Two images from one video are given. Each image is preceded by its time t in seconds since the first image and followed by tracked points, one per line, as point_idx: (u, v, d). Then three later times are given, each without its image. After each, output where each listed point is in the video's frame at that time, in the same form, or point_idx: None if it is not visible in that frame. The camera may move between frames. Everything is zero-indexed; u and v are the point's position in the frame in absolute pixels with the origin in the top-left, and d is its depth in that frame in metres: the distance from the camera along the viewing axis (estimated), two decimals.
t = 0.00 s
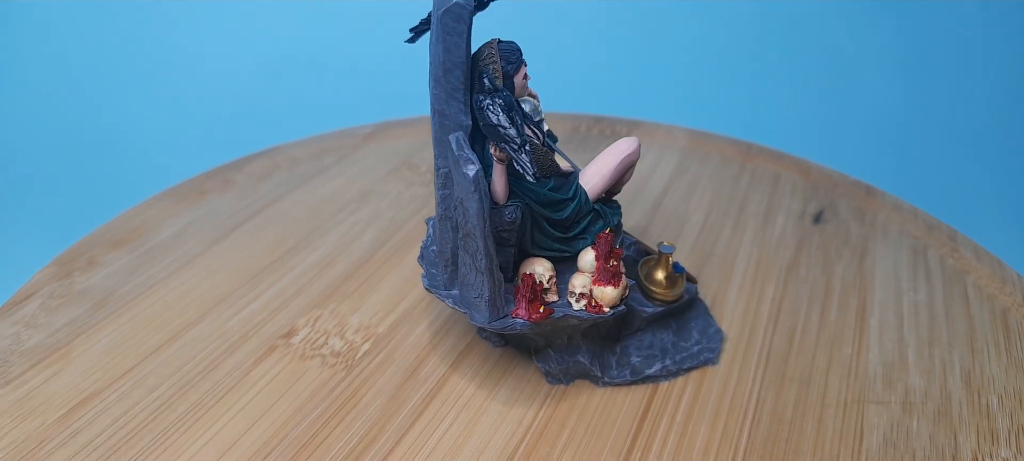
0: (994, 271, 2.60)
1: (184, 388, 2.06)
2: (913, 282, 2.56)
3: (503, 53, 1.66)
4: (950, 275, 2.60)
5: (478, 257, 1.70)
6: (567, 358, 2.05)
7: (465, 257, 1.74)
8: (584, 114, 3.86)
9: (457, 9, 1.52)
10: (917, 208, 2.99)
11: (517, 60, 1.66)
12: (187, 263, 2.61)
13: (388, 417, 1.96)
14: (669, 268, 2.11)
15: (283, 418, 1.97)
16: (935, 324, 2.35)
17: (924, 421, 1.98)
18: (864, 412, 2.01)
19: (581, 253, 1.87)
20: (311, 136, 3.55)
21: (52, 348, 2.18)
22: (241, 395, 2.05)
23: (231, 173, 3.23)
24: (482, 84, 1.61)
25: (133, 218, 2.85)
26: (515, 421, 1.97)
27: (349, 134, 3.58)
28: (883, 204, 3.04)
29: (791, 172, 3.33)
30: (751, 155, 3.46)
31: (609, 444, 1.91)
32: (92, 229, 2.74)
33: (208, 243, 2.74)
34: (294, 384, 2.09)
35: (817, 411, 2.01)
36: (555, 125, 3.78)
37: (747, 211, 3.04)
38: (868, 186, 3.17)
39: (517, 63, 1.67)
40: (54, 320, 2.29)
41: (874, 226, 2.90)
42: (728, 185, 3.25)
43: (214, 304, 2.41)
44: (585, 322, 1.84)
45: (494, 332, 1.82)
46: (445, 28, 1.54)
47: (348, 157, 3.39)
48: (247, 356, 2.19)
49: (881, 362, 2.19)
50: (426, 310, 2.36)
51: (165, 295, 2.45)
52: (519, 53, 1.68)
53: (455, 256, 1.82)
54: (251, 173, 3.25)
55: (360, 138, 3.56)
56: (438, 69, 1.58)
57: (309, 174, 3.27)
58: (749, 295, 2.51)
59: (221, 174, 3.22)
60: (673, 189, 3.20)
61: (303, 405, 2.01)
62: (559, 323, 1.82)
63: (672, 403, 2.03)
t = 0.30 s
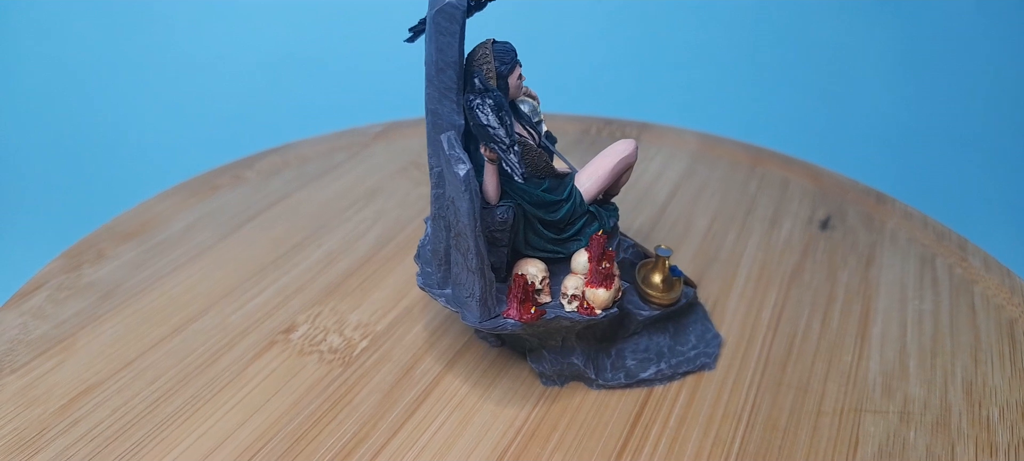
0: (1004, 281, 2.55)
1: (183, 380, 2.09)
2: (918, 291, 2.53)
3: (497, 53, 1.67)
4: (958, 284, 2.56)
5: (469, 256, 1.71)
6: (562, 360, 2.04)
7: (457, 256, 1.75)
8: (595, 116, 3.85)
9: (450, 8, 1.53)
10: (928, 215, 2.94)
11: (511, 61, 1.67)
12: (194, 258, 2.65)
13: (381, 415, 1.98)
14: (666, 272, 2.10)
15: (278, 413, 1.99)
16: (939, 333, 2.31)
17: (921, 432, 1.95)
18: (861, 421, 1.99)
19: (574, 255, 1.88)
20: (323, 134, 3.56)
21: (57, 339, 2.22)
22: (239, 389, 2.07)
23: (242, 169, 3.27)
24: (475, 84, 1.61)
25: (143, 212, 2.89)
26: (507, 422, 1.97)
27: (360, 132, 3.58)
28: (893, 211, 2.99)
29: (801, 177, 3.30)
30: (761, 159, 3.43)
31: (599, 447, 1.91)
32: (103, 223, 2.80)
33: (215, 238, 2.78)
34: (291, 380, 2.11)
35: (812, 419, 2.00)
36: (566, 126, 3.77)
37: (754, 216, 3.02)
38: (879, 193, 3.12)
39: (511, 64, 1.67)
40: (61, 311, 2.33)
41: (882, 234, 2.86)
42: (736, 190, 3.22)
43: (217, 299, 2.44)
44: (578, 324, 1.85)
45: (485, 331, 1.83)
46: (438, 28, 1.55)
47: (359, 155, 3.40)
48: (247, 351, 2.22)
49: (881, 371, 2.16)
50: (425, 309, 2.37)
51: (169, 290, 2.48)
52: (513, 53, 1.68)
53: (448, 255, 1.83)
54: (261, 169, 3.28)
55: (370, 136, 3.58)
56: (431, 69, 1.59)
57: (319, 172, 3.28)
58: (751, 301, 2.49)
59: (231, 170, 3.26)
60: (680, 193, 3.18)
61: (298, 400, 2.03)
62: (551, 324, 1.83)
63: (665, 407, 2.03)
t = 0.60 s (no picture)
0: (1013, 290, 2.50)
1: (183, 374, 2.12)
2: (924, 299, 2.49)
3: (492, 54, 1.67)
4: (966, 292, 2.52)
5: (461, 256, 1.71)
6: (557, 361, 2.04)
7: (450, 256, 1.76)
8: (605, 117, 3.83)
9: (443, 10, 1.53)
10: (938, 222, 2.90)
11: (505, 62, 1.67)
12: (199, 254, 2.68)
13: (375, 412, 1.99)
14: (664, 275, 2.09)
15: (274, 408, 2.01)
16: (943, 342, 2.28)
17: (919, 442, 1.93)
18: (858, 429, 1.97)
19: (569, 256, 1.88)
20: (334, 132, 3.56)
21: (62, 330, 2.26)
22: (236, 383, 2.10)
23: (251, 166, 3.30)
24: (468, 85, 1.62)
25: (152, 208, 2.93)
26: (500, 421, 1.97)
27: (371, 131, 3.59)
28: (902, 217, 2.95)
29: (810, 182, 3.26)
30: (771, 163, 3.39)
31: (592, 449, 1.91)
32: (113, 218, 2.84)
33: (221, 234, 2.81)
34: (289, 375, 2.13)
35: (808, 426, 1.98)
36: (575, 128, 3.76)
37: (760, 220, 2.99)
38: (889, 199, 3.08)
39: (506, 65, 1.68)
40: (68, 304, 2.37)
41: (890, 240, 2.82)
42: (744, 194, 3.19)
43: (220, 295, 2.47)
44: (571, 326, 1.85)
45: (477, 331, 1.84)
46: (431, 29, 1.55)
47: (368, 154, 3.40)
48: (246, 346, 2.24)
49: (882, 379, 2.14)
50: (425, 309, 2.38)
51: (174, 284, 2.51)
52: (508, 54, 1.68)
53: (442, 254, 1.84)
54: (270, 166, 3.31)
55: (379, 135, 3.60)
56: (425, 70, 1.60)
57: (328, 170, 3.29)
58: (752, 306, 2.46)
59: (240, 167, 3.29)
60: (686, 197, 3.16)
61: (294, 396, 2.05)
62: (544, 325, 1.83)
63: (660, 411, 2.02)
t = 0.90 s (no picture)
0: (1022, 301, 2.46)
1: (184, 370, 2.15)
2: (930, 307, 2.46)
3: (487, 58, 1.68)
4: (973, 302, 2.48)
5: (454, 259, 1.73)
6: (552, 364, 2.05)
7: (443, 258, 1.77)
8: (615, 121, 3.83)
9: (436, 14, 1.55)
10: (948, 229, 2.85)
11: (500, 66, 1.68)
12: (207, 252, 2.72)
13: (371, 411, 2.01)
14: (661, 280, 2.09)
15: (272, 406, 2.04)
16: (947, 352, 2.25)
17: (916, 454, 1.91)
18: (855, 439, 1.95)
19: (564, 260, 1.88)
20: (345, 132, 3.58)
21: (69, 325, 2.30)
22: (237, 380, 2.13)
23: (262, 166, 3.33)
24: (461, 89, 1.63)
25: (162, 205, 2.98)
26: (494, 423, 1.98)
27: (381, 131, 3.61)
28: (911, 224, 2.91)
29: (819, 188, 3.23)
30: (780, 168, 3.36)
31: (584, 453, 1.91)
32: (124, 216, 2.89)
33: (229, 233, 2.85)
34: (288, 374, 2.16)
35: (804, 435, 1.97)
36: (585, 131, 3.76)
37: (767, 226, 2.97)
38: (899, 206, 3.04)
39: (501, 69, 1.69)
40: (77, 299, 2.42)
41: (898, 248, 2.79)
42: (751, 199, 3.17)
43: (225, 293, 2.51)
44: (565, 329, 1.85)
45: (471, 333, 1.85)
46: (425, 33, 1.57)
47: (377, 154, 3.42)
48: (248, 344, 2.27)
49: (882, 388, 2.12)
50: (425, 310, 2.39)
51: (181, 282, 2.56)
52: (503, 59, 1.69)
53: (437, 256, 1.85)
54: (280, 166, 3.34)
55: (389, 136, 3.62)
56: (419, 73, 1.62)
57: (337, 169, 3.32)
58: (754, 312, 2.45)
59: (251, 166, 3.33)
60: (693, 202, 3.15)
61: (292, 394, 2.08)
62: (538, 328, 1.84)
63: (655, 416, 2.02)
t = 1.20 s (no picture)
0: None
1: (184, 358, 2.19)
2: (937, 317, 2.41)
3: (481, 56, 1.68)
4: (982, 312, 2.43)
5: (444, 254, 1.74)
6: (545, 363, 2.04)
7: (433, 253, 1.78)
8: (629, 122, 3.80)
9: (426, 11, 1.55)
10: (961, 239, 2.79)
11: (493, 64, 1.68)
12: (215, 244, 2.77)
13: (364, 404, 2.03)
14: (657, 282, 2.07)
15: (267, 396, 2.06)
16: (951, 362, 2.20)
17: None
18: (849, 449, 1.93)
19: (555, 259, 1.88)
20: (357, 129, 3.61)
21: (77, 312, 2.36)
22: (235, 370, 2.16)
23: (274, 160, 3.37)
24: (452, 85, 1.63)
25: (175, 196, 3.03)
26: (484, 419, 1.99)
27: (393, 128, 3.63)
28: (924, 233, 2.86)
29: (832, 194, 3.18)
30: (792, 173, 3.32)
31: (572, 452, 1.91)
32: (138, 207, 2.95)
33: (238, 226, 2.89)
34: (286, 365, 2.19)
35: (797, 442, 1.94)
36: (597, 131, 3.75)
37: (775, 231, 2.93)
38: (912, 214, 2.99)
39: (494, 67, 1.69)
40: (86, 287, 2.48)
41: (908, 256, 2.74)
42: (761, 204, 3.14)
43: (230, 284, 2.54)
44: (555, 328, 1.85)
45: (461, 329, 1.85)
46: (416, 30, 1.57)
47: (388, 151, 3.45)
48: (248, 334, 2.30)
49: (881, 398, 2.08)
50: (424, 306, 2.41)
51: (187, 272, 2.60)
52: (497, 56, 1.69)
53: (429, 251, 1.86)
54: (292, 161, 3.38)
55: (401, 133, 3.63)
56: (410, 70, 1.62)
57: (348, 165, 3.35)
58: (756, 317, 2.42)
59: (264, 160, 3.37)
60: (701, 205, 3.12)
61: (288, 385, 2.10)
62: (528, 326, 1.84)
63: (647, 418, 2.01)
